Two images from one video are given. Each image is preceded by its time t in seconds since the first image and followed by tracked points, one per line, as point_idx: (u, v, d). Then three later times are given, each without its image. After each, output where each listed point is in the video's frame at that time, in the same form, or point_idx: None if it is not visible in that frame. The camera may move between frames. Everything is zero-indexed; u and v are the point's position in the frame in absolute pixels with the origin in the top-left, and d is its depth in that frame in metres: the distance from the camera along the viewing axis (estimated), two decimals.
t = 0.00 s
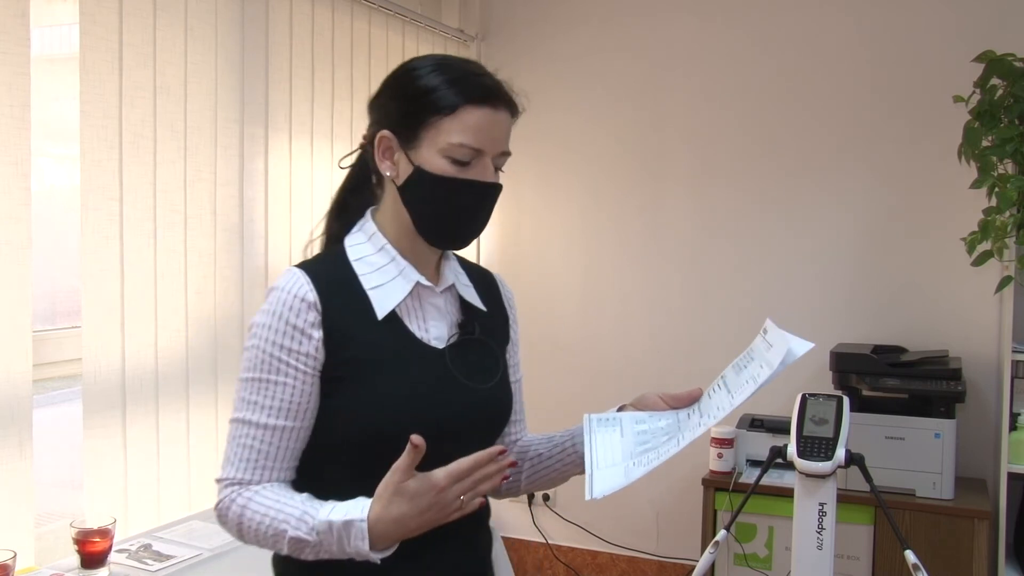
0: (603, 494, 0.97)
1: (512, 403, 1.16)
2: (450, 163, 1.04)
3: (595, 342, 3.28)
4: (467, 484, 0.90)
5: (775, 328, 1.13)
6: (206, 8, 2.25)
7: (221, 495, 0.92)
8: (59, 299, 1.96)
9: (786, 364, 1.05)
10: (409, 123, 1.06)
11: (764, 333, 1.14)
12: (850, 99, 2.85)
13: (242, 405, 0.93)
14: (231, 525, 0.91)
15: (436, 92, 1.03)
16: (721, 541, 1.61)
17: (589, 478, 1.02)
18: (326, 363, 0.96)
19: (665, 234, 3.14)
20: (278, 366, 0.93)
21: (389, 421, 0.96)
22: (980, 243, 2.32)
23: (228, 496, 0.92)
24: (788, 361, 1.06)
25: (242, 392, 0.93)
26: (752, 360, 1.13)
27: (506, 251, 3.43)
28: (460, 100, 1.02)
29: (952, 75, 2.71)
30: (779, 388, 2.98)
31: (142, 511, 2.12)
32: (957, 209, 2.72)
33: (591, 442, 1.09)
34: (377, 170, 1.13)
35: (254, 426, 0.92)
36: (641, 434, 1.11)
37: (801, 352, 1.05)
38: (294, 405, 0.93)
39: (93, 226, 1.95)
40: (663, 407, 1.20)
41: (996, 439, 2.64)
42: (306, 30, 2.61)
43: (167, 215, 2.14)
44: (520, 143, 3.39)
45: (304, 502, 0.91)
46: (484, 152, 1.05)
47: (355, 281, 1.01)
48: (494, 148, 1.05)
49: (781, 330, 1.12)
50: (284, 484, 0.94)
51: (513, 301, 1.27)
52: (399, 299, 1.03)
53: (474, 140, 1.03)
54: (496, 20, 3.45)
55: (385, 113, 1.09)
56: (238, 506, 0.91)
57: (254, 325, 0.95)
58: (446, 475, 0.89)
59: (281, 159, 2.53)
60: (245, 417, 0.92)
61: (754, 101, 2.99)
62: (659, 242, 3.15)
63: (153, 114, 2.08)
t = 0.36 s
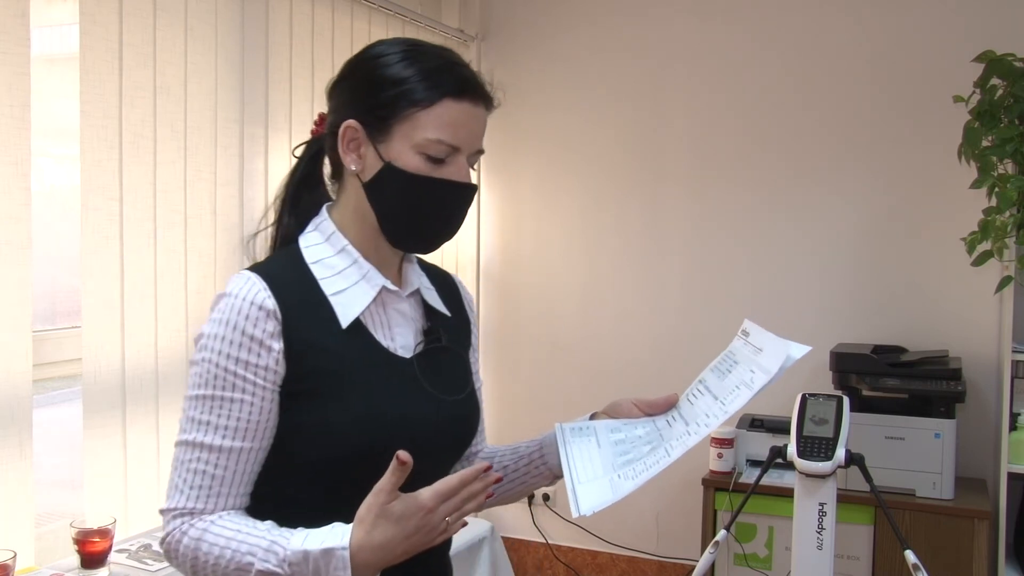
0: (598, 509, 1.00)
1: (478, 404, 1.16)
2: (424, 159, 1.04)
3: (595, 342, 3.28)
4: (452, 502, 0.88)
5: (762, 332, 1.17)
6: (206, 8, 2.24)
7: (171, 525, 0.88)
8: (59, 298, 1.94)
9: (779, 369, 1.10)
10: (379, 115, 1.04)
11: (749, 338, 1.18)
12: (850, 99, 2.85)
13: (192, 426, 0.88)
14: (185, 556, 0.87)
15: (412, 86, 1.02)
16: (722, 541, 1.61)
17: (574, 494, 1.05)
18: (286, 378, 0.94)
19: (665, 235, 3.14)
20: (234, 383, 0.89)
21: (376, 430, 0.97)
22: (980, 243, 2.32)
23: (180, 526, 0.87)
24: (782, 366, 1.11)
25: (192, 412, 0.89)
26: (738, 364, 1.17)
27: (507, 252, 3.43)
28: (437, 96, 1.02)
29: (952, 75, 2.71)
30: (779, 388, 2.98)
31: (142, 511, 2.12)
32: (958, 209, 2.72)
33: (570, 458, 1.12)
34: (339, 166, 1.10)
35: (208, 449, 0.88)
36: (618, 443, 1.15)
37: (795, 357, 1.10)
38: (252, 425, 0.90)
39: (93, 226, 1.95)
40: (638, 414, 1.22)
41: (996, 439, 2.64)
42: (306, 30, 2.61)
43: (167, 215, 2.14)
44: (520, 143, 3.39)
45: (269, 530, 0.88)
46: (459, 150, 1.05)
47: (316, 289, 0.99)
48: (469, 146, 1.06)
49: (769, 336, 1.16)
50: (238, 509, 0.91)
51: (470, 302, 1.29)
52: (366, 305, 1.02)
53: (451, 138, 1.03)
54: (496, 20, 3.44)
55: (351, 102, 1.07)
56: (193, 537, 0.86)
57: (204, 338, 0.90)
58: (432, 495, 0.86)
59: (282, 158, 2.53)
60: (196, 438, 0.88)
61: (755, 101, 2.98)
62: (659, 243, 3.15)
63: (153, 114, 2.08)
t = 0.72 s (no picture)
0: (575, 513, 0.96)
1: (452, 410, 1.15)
2: (387, 163, 1.01)
3: (595, 342, 3.28)
4: (423, 507, 0.88)
5: (732, 326, 1.15)
6: (206, 8, 2.24)
7: (143, 550, 0.87)
8: (59, 298, 1.93)
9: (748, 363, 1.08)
10: (339, 119, 1.00)
11: (718, 331, 1.17)
12: (850, 99, 2.85)
13: (155, 449, 0.88)
14: None
15: (373, 88, 0.99)
16: (722, 541, 1.61)
17: (548, 498, 1.00)
18: (247, 393, 0.92)
19: (664, 235, 3.14)
20: (193, 401, 0.88)
21: (352, 434, 0.96)
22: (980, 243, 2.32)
23: (151, 550, 0.87)
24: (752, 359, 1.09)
25: (154, 434, 0.88)
26: (710, 358, 1.14)
27: (507, 252, 3.43)
28: (400, 98, 0.99)
29: (952, 75, 2.71)
30: (779, 388, 2.98)
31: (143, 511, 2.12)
32: (958, 209, 2.72)
33: (546, 461, 1.09)
34: (299, 172, 1.06)
35: (172, 470, 0.87)
36: (593, 442, 1.12)
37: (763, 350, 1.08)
38: (215, 442, 0.88)
39: (93, 226, 1.95)
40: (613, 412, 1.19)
41: (996, 439, 2.64)
42: (306, 30, 2.62)
43: (167, 215, 2.14)
44: (520, 144, 3.39)
45: (240, 548, 0.87)
46: (422, 153, 1.03)
47: (275, 299, 0.97)
48: (433, 149, 1.03)
49: (740, 329, 1.14)
50: (211, 527, 0.90)
51: (441, 301, 1.27)
52: (326, 313, 1.00)
53: (415, 141, 1.01)
54: (496, 20, 3.44)
55: (309, 106, 1.03)
56: (164, 561, 0.86)
57: (162, 359, 0.89)
58: (401, 501, 0.85)
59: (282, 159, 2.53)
60: (160, 461, 0.87)
61: (754, 101, 2.99)
62: (658, 243, 3.15)
63: (153, 114, 2.08)
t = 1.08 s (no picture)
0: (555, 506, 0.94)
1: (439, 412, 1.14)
2: (353, 161, 1.00)
3: (595, 342, 3.28)
4: (395, 502, 0.87)
5: (715, 309, 1.11)
6: (206, 8, 2.25)
7: (127, 551, 0.89)
8: (59, 298, 1.93)
9: (727, 346, 1.04)
10: (305, 118, 1.00)
11: (704, 316, 1.13)
12: (850, 99, 2.85)
13: (134, 452, 0.89)
14: None
15: (338, 85, 0.99)
16: (721, 541, 1.61)
17: (529, 494, 0.98)
18: (219, 395, 0.93)
19: (664, 235, 3.14)
20: (166, 404, 0.89)
21: (330, 432, 0.95)
22: (980, 242, 2.32)
23: (135, 552, 0.89)
24: (729, 343, 1.05)
25: (133, 437, 0.90)
26: (693, 343, 1.11)
27: (506, 252, 3.44)
28: (364, 95, 0.98)
29: (952, 75, 2.71)
30: (778, 388, 2.98)
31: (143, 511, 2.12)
32: (958, 209, 2.72)
33: (531, 451, 1.07)
34: (269, 175, 1.07)
35: (150, 472, 0.88)
36: (582, 435, 1.10)
37: (741, 333, 1.04)
38: (188, 443, 0.89)
39: (93, 225, 1.95)
40: (606, 404, 1.18)
41: (997, 439, 2.64)
42: (306, 30, 2.62)
43: (167, 215, 2.14)
44: (520, 144, 3.39)
45: (218, 547, 0.88)
46: (389, 151, 1.01)
47: (245, 301, 0.98)
48: (399, 147, 1.02)
49: (721, 309, 1.10)
50: (193, 528, 0.91)
51: (432, 298, 1.26)
52: (297, 313, 1.00)
53: (380, 137, 0.99)
54: (496, 20, 3.44)
55: (276, 108, 1.03)
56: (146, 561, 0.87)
57: (138, 364, 0.91)
58: (370, 497, 0.85)
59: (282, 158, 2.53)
60: (138, 464, 0.89)
61: (754, 101, 2.99)
62: (658, 243, 3.16)
63: (153, 114, 2.08)
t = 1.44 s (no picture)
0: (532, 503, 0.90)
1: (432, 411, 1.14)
2: (345, 163, 1.00)
3: (595, 342, 3.28)
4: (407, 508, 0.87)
5: (703, 309, 1.07)
6: (206, 8, 2.25)
7: (124, 555, 0.87)
8: (59, 298, 1.92)
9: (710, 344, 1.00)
10: (297, 119, 1.00)
11: (691, 314, 1.09)
12: (850, 99, 2.85)
13: (132, 454, 0.88)
14: None
15: (330, 87, 0.98)
16: (722, 540, 1.62)
17: (507, 495, 0.94)
18: (217, 394, 0.92)
19: (664, 235, 3.14)
20: (166, 404, 0.88)
21: (325, 432, 0.95)
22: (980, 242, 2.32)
23: (132, 555, 0.87)
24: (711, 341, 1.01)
25: (131, 438, 0.88)
26: (678, 344, 1.08)
27: (506, 252, 3.43)
28: (355, 96, 0.98)
29: (953, 75, 2.71)
30: (778, 388, 2.98)
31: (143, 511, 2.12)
32: (958, 209, 2.72)
33: (515, 449, 1.04)
34: (262, 177, 1.07)
35: (150, 474, 0.87)
36: (567, 435, 1.07)
37: (724, 333, 1.00)
38: (190, 443, 0.89)
39: (93, 225, 1.95)
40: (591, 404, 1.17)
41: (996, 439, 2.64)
42: (306, 30, 2.62)
43: (167, 215, 2.14)
44: (520, 144, 3.39)
45: (222, 550, 0.87)
46: (380, 152, 1.01)
47: (241, 301, 0.97)
48: (391, 148, 1.02)
49: (707, 310, 1.06)
50: (190, 531, 0.90)
51: (421, 298, 1.26)
52: (295, 313, 1.00)
53: (372, 139, 0.99)
54: (496, 20, 3.44)
55: (269, 110, 1.03)
56: (147, 564, 0.85)
57: (136, 364, 0.90)
58: (382, 503, 0.85)
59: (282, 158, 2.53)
60: (137, 465, 0.87)
61: (755, 101, 2.98)
62: (658, 243, 3.16)
63: (153, 114, 2.08)
